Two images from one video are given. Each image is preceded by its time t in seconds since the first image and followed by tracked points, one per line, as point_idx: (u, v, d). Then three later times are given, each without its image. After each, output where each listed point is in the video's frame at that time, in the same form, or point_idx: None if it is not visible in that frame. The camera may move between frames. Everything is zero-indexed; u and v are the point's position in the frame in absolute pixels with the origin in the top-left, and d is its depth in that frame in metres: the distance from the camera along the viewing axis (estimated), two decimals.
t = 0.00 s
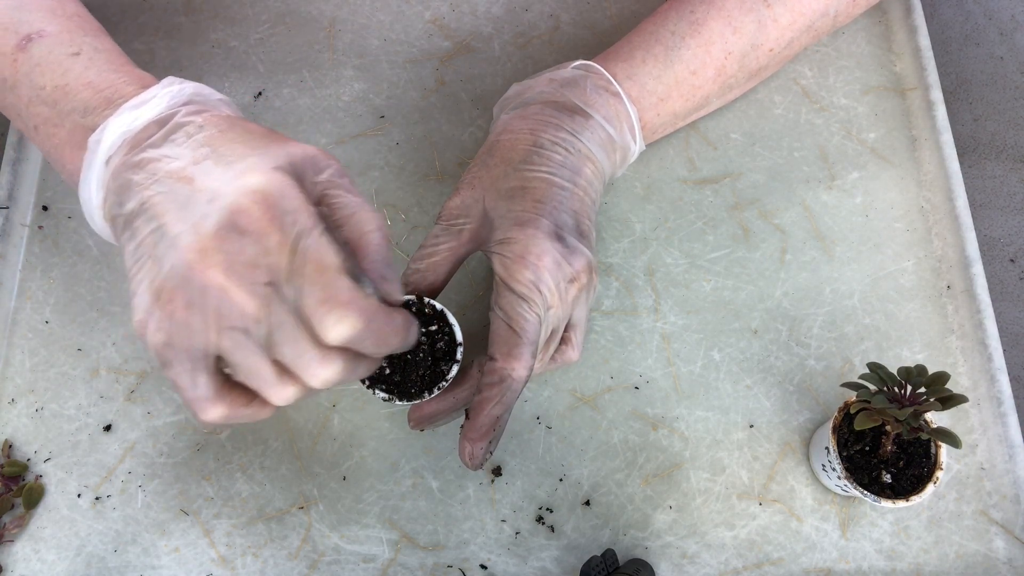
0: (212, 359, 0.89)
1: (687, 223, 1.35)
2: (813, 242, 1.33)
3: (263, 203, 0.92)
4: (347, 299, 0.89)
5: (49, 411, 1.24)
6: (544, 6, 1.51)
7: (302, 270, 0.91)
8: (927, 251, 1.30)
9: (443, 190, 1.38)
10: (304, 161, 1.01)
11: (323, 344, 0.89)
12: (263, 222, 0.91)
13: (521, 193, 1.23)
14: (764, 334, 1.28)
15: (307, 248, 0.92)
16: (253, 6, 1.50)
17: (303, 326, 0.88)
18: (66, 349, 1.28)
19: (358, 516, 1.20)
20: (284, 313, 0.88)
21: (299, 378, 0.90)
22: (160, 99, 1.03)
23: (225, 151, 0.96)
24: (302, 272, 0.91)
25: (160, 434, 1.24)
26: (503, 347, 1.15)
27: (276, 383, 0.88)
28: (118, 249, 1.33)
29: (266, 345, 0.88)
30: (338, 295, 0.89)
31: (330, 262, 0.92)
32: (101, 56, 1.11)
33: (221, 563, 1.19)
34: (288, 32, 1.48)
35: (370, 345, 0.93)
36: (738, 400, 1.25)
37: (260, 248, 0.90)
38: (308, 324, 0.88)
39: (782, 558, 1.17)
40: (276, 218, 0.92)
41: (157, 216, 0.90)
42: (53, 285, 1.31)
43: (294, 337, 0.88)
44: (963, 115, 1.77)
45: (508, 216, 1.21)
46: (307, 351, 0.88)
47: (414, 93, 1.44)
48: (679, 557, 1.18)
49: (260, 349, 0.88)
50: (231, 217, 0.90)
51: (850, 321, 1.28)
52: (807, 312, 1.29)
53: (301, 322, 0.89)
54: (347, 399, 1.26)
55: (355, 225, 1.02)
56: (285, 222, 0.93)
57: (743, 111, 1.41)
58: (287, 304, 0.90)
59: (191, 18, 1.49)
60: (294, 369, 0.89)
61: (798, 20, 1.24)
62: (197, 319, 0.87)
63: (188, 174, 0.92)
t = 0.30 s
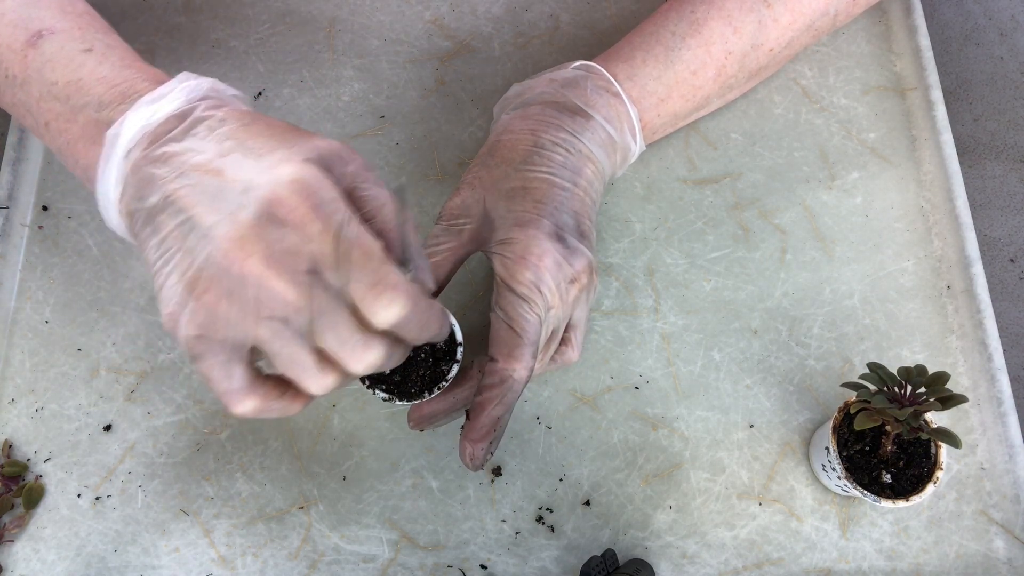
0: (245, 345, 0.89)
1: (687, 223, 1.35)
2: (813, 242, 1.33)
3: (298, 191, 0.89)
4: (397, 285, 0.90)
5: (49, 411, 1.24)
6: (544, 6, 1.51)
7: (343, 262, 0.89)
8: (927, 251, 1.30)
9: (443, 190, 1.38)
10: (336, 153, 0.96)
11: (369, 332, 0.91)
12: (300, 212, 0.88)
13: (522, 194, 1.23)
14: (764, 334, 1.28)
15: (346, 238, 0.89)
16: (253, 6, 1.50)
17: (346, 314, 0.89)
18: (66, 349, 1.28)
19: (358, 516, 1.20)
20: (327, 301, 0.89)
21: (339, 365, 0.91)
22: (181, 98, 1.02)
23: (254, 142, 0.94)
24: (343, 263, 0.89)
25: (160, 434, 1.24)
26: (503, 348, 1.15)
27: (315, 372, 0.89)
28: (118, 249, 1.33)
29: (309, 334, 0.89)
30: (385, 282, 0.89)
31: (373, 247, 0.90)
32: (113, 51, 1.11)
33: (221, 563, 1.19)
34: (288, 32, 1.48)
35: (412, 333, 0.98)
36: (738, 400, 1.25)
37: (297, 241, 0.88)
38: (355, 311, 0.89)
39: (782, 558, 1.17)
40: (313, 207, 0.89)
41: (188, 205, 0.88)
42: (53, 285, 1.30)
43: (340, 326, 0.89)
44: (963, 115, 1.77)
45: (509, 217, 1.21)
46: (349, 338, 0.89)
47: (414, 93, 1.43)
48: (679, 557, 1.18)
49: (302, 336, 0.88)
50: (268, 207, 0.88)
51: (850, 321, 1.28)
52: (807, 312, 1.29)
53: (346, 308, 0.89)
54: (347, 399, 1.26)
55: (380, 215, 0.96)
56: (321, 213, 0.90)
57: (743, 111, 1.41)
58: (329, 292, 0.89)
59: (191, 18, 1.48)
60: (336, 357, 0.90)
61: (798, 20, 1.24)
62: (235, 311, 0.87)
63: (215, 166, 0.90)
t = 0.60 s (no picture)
0: (59, 262, 0.80)
1: (687, 223, 1.35)
2: (813, 242, 1.33)
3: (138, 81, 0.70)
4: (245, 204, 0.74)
5: (49, 411, 1.24)
6: (544, 6, 1.51)
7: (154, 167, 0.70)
8: (927, 251, 1.30)
9: (443, 190, 1.38)
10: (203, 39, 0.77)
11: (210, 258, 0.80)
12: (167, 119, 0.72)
13: (521, 193, 1.23)
14: (764, 334, 1.28)
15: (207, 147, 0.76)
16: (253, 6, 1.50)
17: (179, 231, 0.76)
18: (66, 349, 1.28)
19: (358, 515, 1.20)
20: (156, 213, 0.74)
21: (140, 270, 0.78)
22: None
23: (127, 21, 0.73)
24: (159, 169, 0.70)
25: (160, 434, 1.24)
26: (502, 347, 1.16)
27: (109, 274, 0.78)
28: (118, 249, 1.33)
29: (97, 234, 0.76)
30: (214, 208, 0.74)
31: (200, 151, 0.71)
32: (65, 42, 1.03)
33: (221, 564, 1.18)
34: (288, 32, 1.48)
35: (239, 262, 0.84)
36: (738, 400, 1.25)
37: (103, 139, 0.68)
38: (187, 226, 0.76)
39: (782, 558, 1.17)
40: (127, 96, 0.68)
41: None
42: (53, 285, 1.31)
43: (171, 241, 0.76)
44: (963, 115, 1.77)
45: (508, 217, 1.22)
46: (157, 250, 0.75)
47: (414, 93, 1.44)
48: (679, 557, 1.18)
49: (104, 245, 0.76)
50: (50, 85, 0.65)
51: (850, 321, 1.28)
52: (808, 312, 1.29)
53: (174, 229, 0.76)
54: (348, 399, 1.26)
55: (201, 93, 0.78)
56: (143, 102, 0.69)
57: (743, 111, 1.41)
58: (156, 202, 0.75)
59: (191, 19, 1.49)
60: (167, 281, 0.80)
61: (798, 18, 1.23)
62: (35, 218, 0.75)
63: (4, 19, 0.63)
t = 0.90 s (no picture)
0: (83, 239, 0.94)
1: (687, 223, 1.35)
2: (813, 242, 1.33)
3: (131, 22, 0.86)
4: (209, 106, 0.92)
5: (49, 411, 1.24)
6: (544, 6, 1.51)
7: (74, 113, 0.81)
8: (927, 251, 1.30)
9: (443, 190, 1.38)
10: None
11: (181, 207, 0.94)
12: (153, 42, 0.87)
13: (518, 192, 1.23)
14: (764, 334, 1.28)
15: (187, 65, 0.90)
16: (253, 6, 1.50)
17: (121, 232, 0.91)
18: (67, 349, 1.28)
19: (358, 515, 1.20)
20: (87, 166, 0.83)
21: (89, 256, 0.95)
22: None
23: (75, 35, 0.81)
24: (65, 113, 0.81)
25: (160, 434, 1.24)
26: (492, 344, 1.17)
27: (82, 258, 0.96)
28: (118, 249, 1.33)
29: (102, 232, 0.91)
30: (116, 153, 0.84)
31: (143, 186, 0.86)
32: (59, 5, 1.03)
33: (221, 563, 1.18)
34: (288, 32, 1.48)
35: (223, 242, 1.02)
36: (738, 400, 1.25)
37: (66, 102, 0.80)
38: (140, 158, 0.86)
39: (782, 558, 1.17)
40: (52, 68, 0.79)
41: (14, 61, 0.83)
42: (53, 285, 1.31)
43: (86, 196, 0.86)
44: (963, 115, 1.77)
45: (505, 216, 1.22)
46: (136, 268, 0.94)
47: (414, 93, 1.44)
48: (679, 557, 1.18)
49: (94, 216, 0.87)
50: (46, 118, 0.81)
51: (850, 321, 1.28)
52: (807, 312, 1.29)
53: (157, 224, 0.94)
54: (348, 399, 1.26)
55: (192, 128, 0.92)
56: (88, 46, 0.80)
57: (743, 111, 1.41)
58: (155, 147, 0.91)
59: (191, 18, 1.48)
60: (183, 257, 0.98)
61: (797, 18, 1.22)
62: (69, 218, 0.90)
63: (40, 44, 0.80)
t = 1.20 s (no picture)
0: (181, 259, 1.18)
1: (687, 223, 1.35)
2: (813, 242, 1.33)
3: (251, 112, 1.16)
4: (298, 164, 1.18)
5: (49, 411, 1.24)
6: (544, 6, 1.51)
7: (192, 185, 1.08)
8: (927, 251, 1.30)
9: (443, 190, 1.38)
10: (215, 39, 1.17)
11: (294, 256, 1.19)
12: (275, 132, 1.17)
13: (518, 192, 1.23)
14: (764, 335, 1.28)
15: (287, 149, 1.18)
16: (253, 6, 1.50)
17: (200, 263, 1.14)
18: (67, 349, 1.28)
19: (358, 515, 1.20)
20: (209, 235, 1.10)
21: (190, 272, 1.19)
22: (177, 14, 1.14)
23: (185, 110, 1.10)
24: (186, 185, 1.08)
25: (160, 434, 1.24)
26: (492, 344, 1.17)
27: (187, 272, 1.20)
28: (118, 249, 1.33)
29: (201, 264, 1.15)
30: (234, 222, 1.11)
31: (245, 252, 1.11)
32: (118, 7, 1.10)
33: (221, 563, 1.18)
34: (288, 32, 1.48)
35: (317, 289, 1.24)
36: (738, 400, 1.25)
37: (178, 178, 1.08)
38: (245, 231, 1.12)
39: (782, 558, 1.17)
40: (173, 155, 1.08)
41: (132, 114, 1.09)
42: (52, 285, 1.30)
43: (211, 258, 1.13)
44: (963, 115, 1.77)
45: (505, 216, 1.22)
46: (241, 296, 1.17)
47: (414, 93, 1.44)
48: (679, 557, 1.18)
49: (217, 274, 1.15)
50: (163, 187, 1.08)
51: (850, 321, 1.28)
52: (807, 312, 1.29)
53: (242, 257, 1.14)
54: (347, 399, 1.26)
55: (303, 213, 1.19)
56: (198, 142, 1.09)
57: (743, 111, 1.41)
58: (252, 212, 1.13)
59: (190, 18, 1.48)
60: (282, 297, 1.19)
61: (796, 17, 1.22)
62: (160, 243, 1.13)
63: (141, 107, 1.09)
